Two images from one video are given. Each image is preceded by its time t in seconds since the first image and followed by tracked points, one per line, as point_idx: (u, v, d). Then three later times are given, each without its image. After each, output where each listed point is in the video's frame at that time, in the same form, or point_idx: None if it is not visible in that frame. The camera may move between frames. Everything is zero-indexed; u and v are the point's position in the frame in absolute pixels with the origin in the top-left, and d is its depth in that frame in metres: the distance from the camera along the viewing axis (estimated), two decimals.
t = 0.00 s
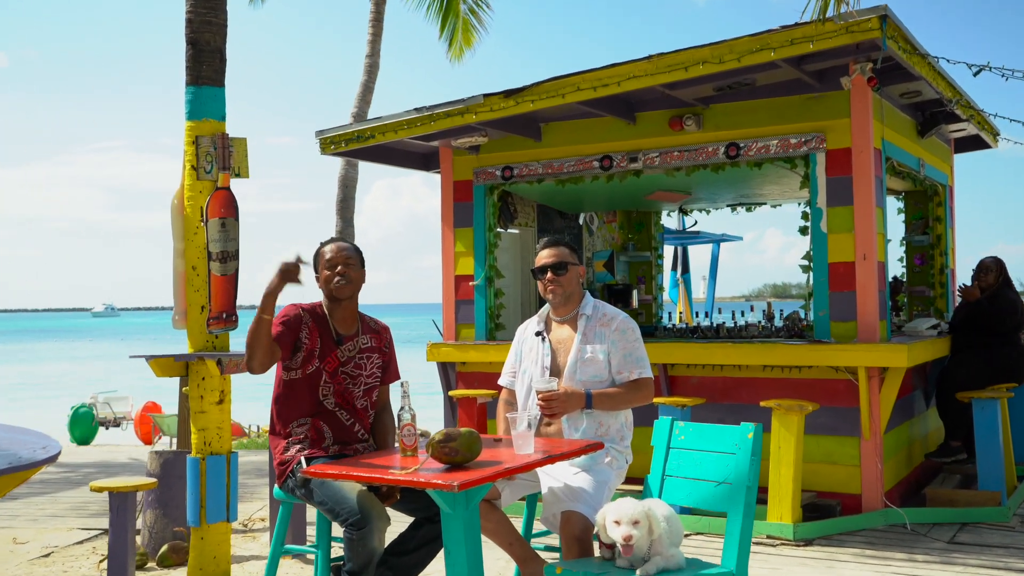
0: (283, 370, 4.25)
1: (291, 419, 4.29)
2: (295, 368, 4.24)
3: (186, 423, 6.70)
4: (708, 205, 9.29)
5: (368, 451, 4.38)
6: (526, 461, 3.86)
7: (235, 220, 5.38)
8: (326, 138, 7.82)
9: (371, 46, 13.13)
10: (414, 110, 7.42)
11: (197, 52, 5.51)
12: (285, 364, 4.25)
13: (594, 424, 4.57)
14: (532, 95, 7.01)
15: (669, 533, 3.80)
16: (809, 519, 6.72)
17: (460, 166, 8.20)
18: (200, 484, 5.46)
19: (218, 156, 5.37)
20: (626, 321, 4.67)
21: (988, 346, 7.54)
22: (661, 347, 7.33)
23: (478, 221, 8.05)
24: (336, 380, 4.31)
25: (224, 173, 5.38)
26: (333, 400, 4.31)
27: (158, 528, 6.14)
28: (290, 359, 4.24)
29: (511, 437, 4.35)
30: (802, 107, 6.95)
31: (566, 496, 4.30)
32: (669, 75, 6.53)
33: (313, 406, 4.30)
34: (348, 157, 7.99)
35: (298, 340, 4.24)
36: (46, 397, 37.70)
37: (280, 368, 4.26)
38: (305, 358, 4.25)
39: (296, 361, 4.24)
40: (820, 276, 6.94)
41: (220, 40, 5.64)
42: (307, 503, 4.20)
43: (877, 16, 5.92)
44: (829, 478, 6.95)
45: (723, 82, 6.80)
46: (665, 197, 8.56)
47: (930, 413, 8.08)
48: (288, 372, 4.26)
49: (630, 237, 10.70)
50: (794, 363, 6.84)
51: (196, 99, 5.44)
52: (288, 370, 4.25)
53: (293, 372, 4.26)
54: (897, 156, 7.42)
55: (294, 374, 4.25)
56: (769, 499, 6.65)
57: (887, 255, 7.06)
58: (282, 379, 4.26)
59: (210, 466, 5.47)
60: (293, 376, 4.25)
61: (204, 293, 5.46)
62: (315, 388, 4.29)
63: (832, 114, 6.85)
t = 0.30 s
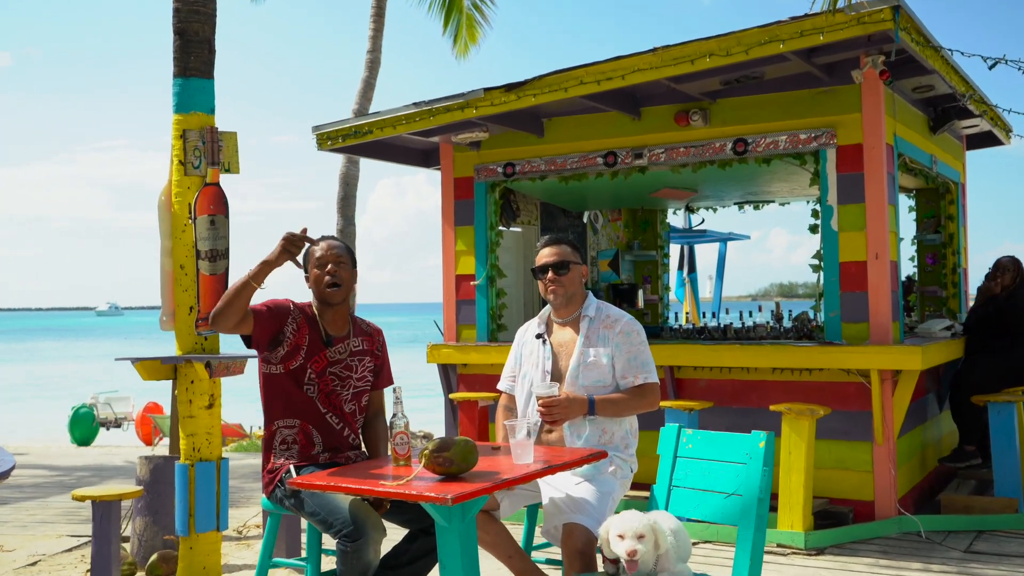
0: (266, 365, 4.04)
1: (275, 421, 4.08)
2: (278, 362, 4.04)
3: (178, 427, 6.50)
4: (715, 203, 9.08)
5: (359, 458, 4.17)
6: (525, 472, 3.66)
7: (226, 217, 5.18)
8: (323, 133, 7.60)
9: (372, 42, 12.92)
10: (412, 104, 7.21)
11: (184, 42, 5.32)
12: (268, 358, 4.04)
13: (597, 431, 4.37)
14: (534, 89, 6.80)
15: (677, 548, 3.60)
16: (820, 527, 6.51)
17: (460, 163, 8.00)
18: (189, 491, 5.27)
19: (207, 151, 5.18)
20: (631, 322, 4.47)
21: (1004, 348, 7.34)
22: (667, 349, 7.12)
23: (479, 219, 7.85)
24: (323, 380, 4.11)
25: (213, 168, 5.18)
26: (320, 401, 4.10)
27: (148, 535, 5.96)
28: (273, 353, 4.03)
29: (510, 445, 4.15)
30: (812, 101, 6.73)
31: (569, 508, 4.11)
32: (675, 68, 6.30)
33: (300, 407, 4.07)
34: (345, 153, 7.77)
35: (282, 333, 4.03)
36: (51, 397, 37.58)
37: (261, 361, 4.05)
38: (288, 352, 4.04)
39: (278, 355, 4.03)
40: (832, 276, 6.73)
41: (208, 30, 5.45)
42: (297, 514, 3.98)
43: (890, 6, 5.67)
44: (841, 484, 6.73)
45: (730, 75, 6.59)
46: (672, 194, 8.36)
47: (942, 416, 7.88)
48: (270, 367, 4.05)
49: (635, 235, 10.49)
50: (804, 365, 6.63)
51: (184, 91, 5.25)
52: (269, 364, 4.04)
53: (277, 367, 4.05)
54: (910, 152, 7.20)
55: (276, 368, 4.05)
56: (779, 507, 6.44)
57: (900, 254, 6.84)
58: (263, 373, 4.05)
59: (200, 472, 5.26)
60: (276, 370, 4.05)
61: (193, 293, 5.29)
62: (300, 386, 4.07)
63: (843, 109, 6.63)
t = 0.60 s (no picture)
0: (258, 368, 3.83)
1: (267, 427, 3.87)
2: (272, 366, 3.83)
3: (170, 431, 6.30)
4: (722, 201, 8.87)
5: (354, 466, 3.96)
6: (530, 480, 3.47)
7: (216, 213, 4.96)
8: (320, 128, 7.39)
9: (372, 38, 12.71)
10: (412, 98, 7.00)
11: (173, 31, 5.12)
12: (261, 362, 3.83)
13: (605, 436, 4.16)
14: (537, 82, 6.59)
15: (688, 560, 3.38)
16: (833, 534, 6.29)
17: (462, 159, 7.79)
18: (179, 496, 5.07)
19: (197, 144, 4.97)
20: (641, 322, 4.27)
21: (1021, 349, 7.12)
22: (673, 350, 6.91)
23: (481, 216, 7.65)
24: (318, 385, 3.90)
25: (204, 162, 4.96)
26: (314, 407, 3.89)
27: (137, 544, 5.74)
28: (266, 356, 3.82)
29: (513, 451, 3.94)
30: (825, 95, 6.52)
31: (575, 517, 3.90)
32: (683, 59, 6.09)
33: (294, 413, 3.87)
34: (344, 149, 7.56)
35: (275, 336, 3.83)
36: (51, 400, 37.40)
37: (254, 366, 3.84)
38: (282, 356, 3.84)
39: (272, 358, 3.82)
40: (844, 275, 6.52)
41: (200, 19, 5.27)
42: (289, 524, 3.76)
43: None
44: (854, 490, 6.52)
45: (741, 67, 6.37)
46: (678, 192, 8.14)
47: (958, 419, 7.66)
48: (263, 371, 3.84)
49: (641, 235, 10.28)
50: (817, 367, 6.42)
51: (173, 82, 5.04)
52: (263, 368, 3.83)
53: (269, 372, 3.84)
54: (925, 147, 7.00)
55: (269, 372, 3.84)
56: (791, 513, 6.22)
57: (915, 252, 6.62)
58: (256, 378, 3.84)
59: (189, 478, 5.07)
60: (270, 374, 3.84)
61: (183, 292, 5.07)
62: (295, 390, 3.87)
63: (857, 103, 6.42)
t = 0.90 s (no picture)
0: (256, 369, 3.65)
1: (264, 433, 3.66)
2: (269, 367, 3.65)
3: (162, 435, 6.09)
4: (729, 199, 8.67)
5: (354, 476, 3.75)
6: (541, 491, 3.26)
7: (210, 209, 4.75)
8: (318, 123, 7.19)
9: (371, 33, 12.50)
10: (413, 92, 6.79)
11: (165, 20, 4.90)
12: (257, 362, 3.65)
13: (618, 443, 3.98)
14: (543, 75, 6.38)
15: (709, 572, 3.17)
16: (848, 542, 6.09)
17: (463, 155, 7.59)
18: (170, 503, 4.87)
19: (190, 138, 4.76)
20: (656, 324, 4.10)
21: None
22: (681, 351, 6.71)
23: (483, 213, 7.44)
24: (318, 389, 3.70)
25: (196, 157, 4.76)
26: (315, 412, 3.69)
27: (128, 552, 5.55)
28: (263, 356, 3.64)
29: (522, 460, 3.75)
30: (839, 88, 6.33)
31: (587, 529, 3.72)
32: (694, 51, 5.87)
33: (292, 418, 3.66)
34: (343, 144, 7.36)
35: (272, 335, 3.65)
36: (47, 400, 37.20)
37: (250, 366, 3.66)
38: (280, 357, 3.65)
39: (269, 359, 3.64)
40: (859, 274, 6.32)
41: (193, 9, 5.06)
42: (287, 535, 3.55)
43: None
44: (868, 496, 6.32)
45: (753, 59, 6.17)
46: (685, 189, 7.94)
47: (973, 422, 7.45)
48: (259, 372, 3.66)
49: (645, 233, 10.08)
50: (831, 369, 6.22)
51: (164, 73, 4.82)
52: (259, 368, 3.65)
53: (267, 372, 3.66)
54: (941, 142, 6.81)
55: (266, 374, 3.66)
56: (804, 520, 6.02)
57: (932, 251, 6.43)
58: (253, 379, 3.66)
59: (182, 484, 4.87)
60: (266, 376, 3.65)
61: (175, 292, 4.86)
62: (294, 394, 3.67)
63: (872, 96, 6.23)
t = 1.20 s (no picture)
0: (251, 364, 3.45)
1: (255, 433, 3.47)
2: (264, 361, 3.45)
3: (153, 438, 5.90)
4: (736, 196, 8.48)
5: (347, 483, 3.57)
6: (548, 501, 3.08)
7: (201, 204, 4.60)
8: (314, 118, 7.00)
9: (370, 29, 12.31)
10: (412, 86, 6.60)
11: (154, 8, 4.69)
12: (250, 354, 3.45)
13: (627, 448, 3.80)
14: (546, 68, 6.19)
15: None
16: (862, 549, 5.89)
17: (465, 151, 7.41)
18: (160, 511, 4.69)
19: (181, 130, 4.57)
20: (667, 323, 3.93)
21: None
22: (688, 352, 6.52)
23: (485, 211, 7.26)
24: (313, 388, 3.52)
25: (187, 149, 4.58)
26: (308, 412, 3.50)
27: (117, 560, 5.40)
28: (258, 349, 3.45)
29: (526, 466, 3.58)
30: (852, 81, 6.14)
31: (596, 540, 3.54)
32: (702, 42, 5.66)
33: (284, 418, 3.47)
34: (340, 140, 7.17)
35: (269, 327, 3.46)
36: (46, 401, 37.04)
37: (243, 358, 3.46)
38: (276, 350, 3.46)
39: (263, 352, 3.45)
40: (872, 273, 6.14)
41: None
42: (276, 548, 3.38)
43: None
44: (883, 501, 6.13)
45: (763, 50, 5.99)
46: (691, 186, 7.75)
47: (986, 424, 7.28)
48: (253, 365, 3.46)
49: (650, 231, 9.89)
50: (843, 371, 6.02)
51: (154, 63, 4.63)
52: (252, 361, 3.45)
53: (261, 367, 3.46)
54: (956, 137, 6.63)
55: (260, 368, 3.46)
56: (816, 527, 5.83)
57: (947, 248, 6.24)
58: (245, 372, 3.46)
59: (173, 490, 4.69)
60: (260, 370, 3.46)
61: (164, 291, 4.68)
62: (287, 391, 3.48)
63: (886, 89, 6.04)
